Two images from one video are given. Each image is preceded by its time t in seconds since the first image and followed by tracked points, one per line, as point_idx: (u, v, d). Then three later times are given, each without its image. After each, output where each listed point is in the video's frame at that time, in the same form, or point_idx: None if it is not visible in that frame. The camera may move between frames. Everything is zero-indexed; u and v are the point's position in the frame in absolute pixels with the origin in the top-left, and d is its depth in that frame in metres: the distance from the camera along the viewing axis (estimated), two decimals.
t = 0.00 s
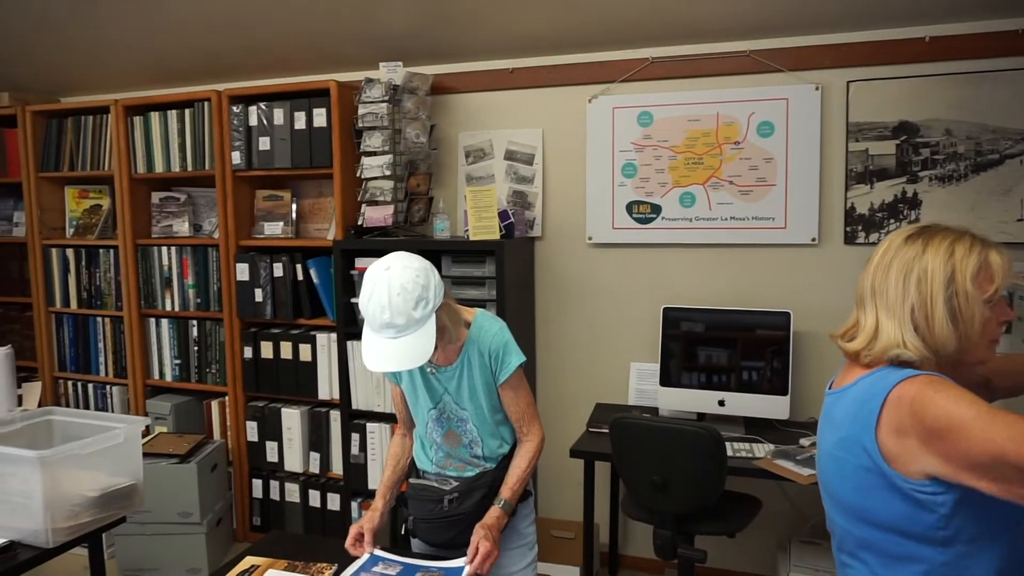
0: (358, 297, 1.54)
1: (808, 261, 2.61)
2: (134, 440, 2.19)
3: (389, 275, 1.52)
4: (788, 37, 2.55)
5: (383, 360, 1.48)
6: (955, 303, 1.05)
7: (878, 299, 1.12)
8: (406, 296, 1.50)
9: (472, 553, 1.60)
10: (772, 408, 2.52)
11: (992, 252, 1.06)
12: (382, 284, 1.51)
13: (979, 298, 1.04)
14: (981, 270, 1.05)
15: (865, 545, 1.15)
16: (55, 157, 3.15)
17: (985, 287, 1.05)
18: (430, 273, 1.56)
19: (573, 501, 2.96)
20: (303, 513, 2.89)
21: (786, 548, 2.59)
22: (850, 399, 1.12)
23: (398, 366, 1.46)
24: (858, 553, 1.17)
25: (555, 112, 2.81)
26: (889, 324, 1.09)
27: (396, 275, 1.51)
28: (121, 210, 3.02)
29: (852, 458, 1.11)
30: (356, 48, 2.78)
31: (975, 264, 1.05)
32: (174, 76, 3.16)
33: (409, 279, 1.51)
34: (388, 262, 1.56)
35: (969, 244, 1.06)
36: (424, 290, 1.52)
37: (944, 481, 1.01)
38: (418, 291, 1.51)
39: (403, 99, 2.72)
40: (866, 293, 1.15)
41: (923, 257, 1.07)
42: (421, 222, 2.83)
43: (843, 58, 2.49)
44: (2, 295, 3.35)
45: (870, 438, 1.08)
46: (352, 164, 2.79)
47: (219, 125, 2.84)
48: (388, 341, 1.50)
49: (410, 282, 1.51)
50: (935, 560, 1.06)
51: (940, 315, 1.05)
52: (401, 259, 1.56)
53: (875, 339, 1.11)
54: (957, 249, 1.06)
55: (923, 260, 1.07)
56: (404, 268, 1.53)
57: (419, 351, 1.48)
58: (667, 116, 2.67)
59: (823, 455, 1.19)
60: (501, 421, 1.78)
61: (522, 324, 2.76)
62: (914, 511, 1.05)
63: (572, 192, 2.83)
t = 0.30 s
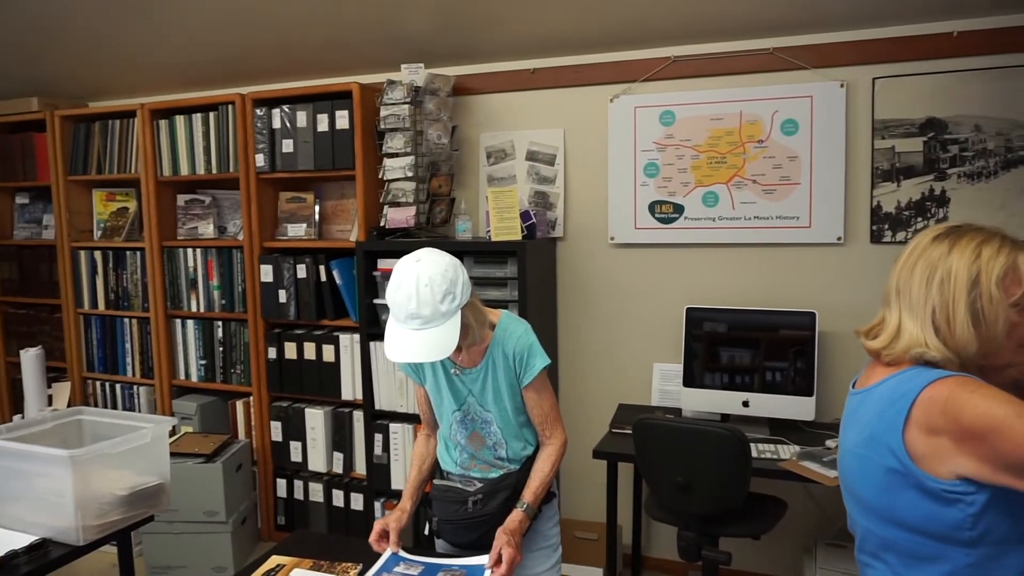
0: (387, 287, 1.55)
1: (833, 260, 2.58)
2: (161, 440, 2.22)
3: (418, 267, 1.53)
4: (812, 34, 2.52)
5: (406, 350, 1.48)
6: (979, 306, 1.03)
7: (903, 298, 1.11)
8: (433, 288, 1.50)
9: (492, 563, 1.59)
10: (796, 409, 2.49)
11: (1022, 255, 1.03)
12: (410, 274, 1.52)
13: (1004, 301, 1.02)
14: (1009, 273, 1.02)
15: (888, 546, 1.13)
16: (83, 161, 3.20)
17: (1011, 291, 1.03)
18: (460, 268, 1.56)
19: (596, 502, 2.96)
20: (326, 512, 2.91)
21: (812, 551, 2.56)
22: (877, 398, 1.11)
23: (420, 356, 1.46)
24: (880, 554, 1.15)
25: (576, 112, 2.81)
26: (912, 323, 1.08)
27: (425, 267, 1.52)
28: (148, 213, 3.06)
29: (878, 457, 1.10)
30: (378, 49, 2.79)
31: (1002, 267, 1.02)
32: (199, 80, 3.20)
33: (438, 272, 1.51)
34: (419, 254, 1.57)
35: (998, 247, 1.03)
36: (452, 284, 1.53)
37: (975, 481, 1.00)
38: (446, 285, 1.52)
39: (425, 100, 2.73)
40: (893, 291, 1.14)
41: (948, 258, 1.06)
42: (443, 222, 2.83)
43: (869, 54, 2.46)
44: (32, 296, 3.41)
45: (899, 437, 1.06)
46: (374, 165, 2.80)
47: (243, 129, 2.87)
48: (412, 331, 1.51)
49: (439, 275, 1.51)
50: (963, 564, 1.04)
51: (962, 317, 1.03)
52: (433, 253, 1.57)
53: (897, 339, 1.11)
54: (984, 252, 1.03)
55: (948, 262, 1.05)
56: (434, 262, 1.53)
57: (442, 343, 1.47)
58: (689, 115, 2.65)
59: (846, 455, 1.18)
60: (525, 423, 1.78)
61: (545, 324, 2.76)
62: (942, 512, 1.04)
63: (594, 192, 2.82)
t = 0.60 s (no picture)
0: (411, 285, 1.55)
1: (859, 261, 2.55)
2: (187, 436, 2.24)
3: (443, 266, 1.52)
4: (839, 31, 2.49)
5: (429, 349, 1.49)
6: (1013, 310, 1.01)
7: (932, 299, 1.09)
8: (458, 287, 1.50)
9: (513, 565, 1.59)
10: (820, 410, 2.47)
11: None
12: (435, 273, 1.52)
13: None
14: None
15: (907, 552, 1.12)
16: (110, 160, 3.25)
17: None
18: (484, 267, 1.56)
19: (617, 502, 2.95)
20: (348, 510, 2.93)
21: (835, 554, 2.53)
22: (904, 401, 1.10)
23: (443, 356, 1.46)
24: (901, 560, 1.14)
25: (599, 111, 2.80)
26: (941, 325, 1.07)
27: (450, 266, 1.52)
28: (174, 212, 3.10)
29: (902, 461, 1.08)
30: (401, 49, 2.80)
31: None
32: (224, 80, 3.24)
33: (463, 271, 1.51)
34: (444, 253, 1.57)
35: None
36: (476, 284, 1.52)
37: (1000, 492, 0.99)
38: (470, 284, 1.51)
39: (448, 99, 2.74)
40: (922, 292, 1.13)
41: (981, 261, 1.04)
42: (465, 222, 2.84)
43: (897, 52, 2.42)
44: (60, 294, 3.46)
45: (925, 443, 1.05)
46: (397, 165, 2.82)
47: (268, 129, 2.89)
48: (435, 330, 1.51)
49: (463, 274, 1.51)
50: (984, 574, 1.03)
51: (994, 321, 1.02)
52: (458, 252, 1.57)
53: (926, 341, 1.10)
54: (1019, 255, 1.01)
55: (981, 264, 1.04)
56: (459, 261, 1.53)
57: (464, 343, 1.47)
58: (713, 114, 2.63)
59: (869, 457, 1.17)
60: (548, 423, 1.78)
61: (567, 323, 2.76)
62: (966, 521, 1.03)
63: (616, 192, 2.82)
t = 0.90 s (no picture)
0: (437, 283, 1.55)
1: (885, 261, 2.52)
2: (211, 431, 2.26)
3: (469, 263, 1.52)
4: (866, 28, 2.46)
5: (455, 347, 1.49)
6: None
7: (962, 301, 1.09)
8: (483, 286, 1.50)
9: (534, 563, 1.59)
10: (843, 412, 2.44)
11: None
12: (461, 271, 1.52)
13: None
14: None
15: (927, 553, 1.12)
16: (137, 158, 3.29)
17: None
18: (509, 265, 1.55)
19: (637, 501, 2.95)
20: (369, 505, 2.95)
21: (859, 557, 2.51)
22: (931, 402, 1.09)
23: (469, 355, 1.46)
24: (921, 562, 1.13)
25: (622, 109, 2.79)
26: (972, 327, 1.06)
27: (475, 264, 1.52)
28: (199, 209, 3.13)
29: (927, 463, 1.08)
30: (424, 47, 2.81)
31: None
32: (249, 78, 3.26)
33: (488, 269, 1.51)
34: (469, 250, 1.57)
35: None
36: (501, 282, 1.52)
37: None
38: (496, 282, 1.51)
39: (470, 97, 2.74)
40: (950, 295, 1.12)
41: (1014, 262, 1.04)
42: (487, 220, 2.84)
43: (926, 49, 2.38)
44: (87, 289, 3.52)
45: (953, 445, 1.05)
46: (419, 163, 2.82)
47: (292, 127, 2.92)
48: (460, 328, 1.51)
49: (489, 272, 1.51)
50: None
51: None
52: (483, 249, 1.56)
53: (955, 344, 1.09)
54: None
55: (1014, 265, 1.04)
56: (484, 258, 1.53)
57: (489, 341, 1.47)
58: (737, 112, 2.61)
59: (891, 458, 1.16)
60: (570, 421, 1.78)
61: (588, 322, 2.76)
62: (992, 524, 1.03)
63: (638, 190, 2.80)
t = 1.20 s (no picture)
0: (466, 277, 1.55)
1: (916, 258, 2.48)
2: (239, 423, 2.28)
3: (498, 258, 1.52)
4: (897, 20, 2.42)
5: (484, 343, 1.50)
6: None
7: (998, 301, 1.07)
8: (512, 281, 1.50)
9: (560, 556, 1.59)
10: (871, 410, 2.41)
11: None
12: (490, 266, 1.52)
13: None
14: None
15: (956, 552, 1.10)
16: (165, 153, 3.33)
17: None
18: (538, 260, 1.55)
19: (661, 497, 2.94)
20: (392, 499, 2.97)
21: (886, 557, 2.48)
22: (965, 399, 1.07)
23: (497, 351, 1.47)
24: (949, 562, 1.12)
25: (647, 104, 2.78)
26: (1012, 327, 1.05)
27: (504, 259, 1.52)
28: (226, 204, 3.16)
29: (959, 461, 1.07)
30: (449, 42, 2.81)
31: None
32: (275, 74, 3.29)
33: (517, 265, 1.51)
34: (498, 245, 1.56)
35: None
36: (530, 277, 1.52)
37: None
38: (525, 278, 1.51)
39: (495, 92, 2.74)
40: (981, 297, 1.10)
41: None
42: (511, 215, 2.83)
43: (959, 41, 2.34)
44: (117, 283, 3.57)
45: (987, 443, 1.03)
46: (444, 158, 2.83)
47: (317, 122, 2.93)
48: (489, 323, 1.51)
49: (518, 268, 1.51)
50: None
51: None
52: (512, 244, 1.56)
53: (993, 345, 1.07)
54: None
55: None
56: (513, 254, 1.53)
57: (517, 337, 1.48)
58: (764, 107, 2.58)
59: (921, 455, 1.14)
60: (595, 415, 1.77)
61: (613, 317, 2.75)
62: None
63: (664, 185, 2.79)
